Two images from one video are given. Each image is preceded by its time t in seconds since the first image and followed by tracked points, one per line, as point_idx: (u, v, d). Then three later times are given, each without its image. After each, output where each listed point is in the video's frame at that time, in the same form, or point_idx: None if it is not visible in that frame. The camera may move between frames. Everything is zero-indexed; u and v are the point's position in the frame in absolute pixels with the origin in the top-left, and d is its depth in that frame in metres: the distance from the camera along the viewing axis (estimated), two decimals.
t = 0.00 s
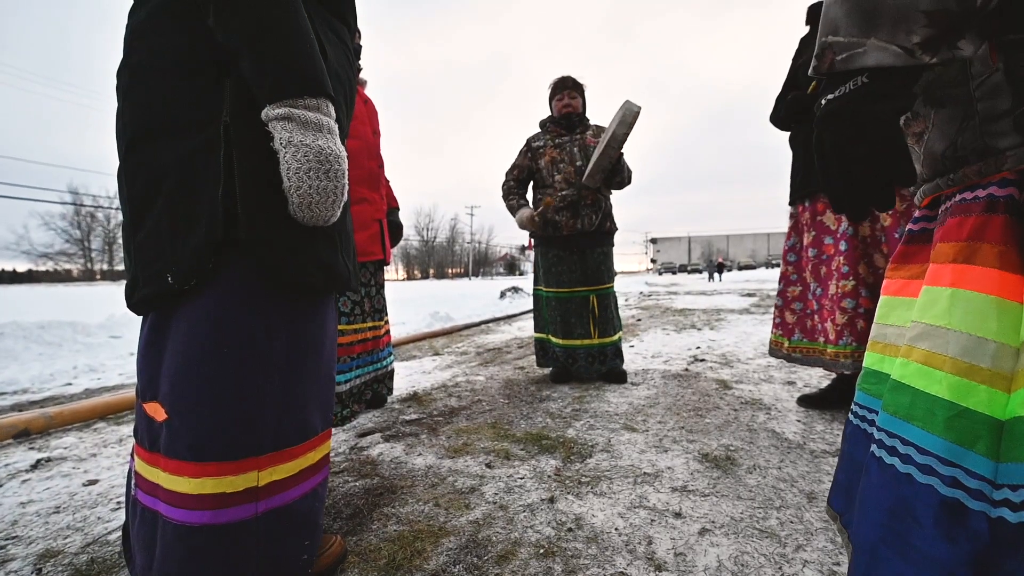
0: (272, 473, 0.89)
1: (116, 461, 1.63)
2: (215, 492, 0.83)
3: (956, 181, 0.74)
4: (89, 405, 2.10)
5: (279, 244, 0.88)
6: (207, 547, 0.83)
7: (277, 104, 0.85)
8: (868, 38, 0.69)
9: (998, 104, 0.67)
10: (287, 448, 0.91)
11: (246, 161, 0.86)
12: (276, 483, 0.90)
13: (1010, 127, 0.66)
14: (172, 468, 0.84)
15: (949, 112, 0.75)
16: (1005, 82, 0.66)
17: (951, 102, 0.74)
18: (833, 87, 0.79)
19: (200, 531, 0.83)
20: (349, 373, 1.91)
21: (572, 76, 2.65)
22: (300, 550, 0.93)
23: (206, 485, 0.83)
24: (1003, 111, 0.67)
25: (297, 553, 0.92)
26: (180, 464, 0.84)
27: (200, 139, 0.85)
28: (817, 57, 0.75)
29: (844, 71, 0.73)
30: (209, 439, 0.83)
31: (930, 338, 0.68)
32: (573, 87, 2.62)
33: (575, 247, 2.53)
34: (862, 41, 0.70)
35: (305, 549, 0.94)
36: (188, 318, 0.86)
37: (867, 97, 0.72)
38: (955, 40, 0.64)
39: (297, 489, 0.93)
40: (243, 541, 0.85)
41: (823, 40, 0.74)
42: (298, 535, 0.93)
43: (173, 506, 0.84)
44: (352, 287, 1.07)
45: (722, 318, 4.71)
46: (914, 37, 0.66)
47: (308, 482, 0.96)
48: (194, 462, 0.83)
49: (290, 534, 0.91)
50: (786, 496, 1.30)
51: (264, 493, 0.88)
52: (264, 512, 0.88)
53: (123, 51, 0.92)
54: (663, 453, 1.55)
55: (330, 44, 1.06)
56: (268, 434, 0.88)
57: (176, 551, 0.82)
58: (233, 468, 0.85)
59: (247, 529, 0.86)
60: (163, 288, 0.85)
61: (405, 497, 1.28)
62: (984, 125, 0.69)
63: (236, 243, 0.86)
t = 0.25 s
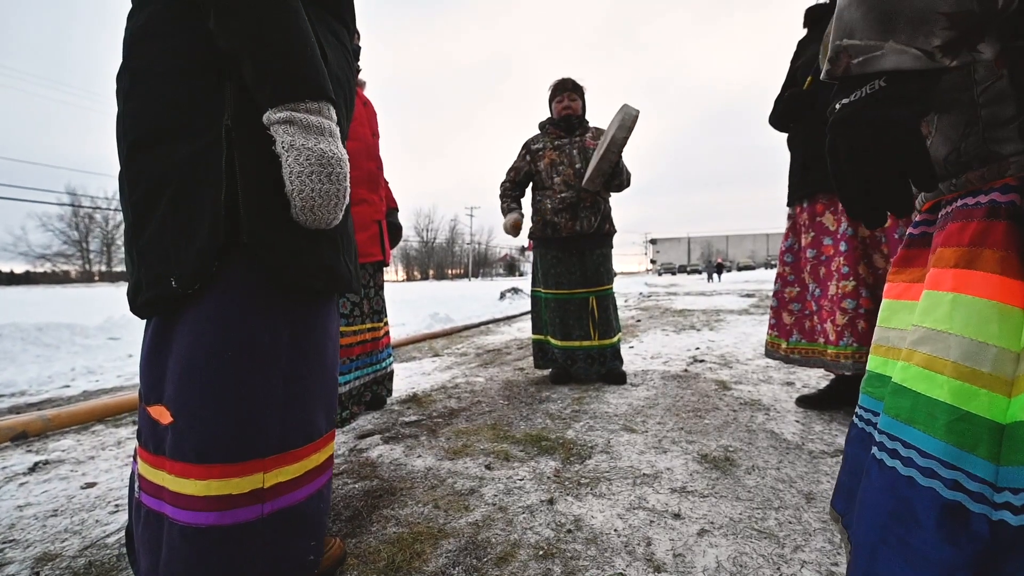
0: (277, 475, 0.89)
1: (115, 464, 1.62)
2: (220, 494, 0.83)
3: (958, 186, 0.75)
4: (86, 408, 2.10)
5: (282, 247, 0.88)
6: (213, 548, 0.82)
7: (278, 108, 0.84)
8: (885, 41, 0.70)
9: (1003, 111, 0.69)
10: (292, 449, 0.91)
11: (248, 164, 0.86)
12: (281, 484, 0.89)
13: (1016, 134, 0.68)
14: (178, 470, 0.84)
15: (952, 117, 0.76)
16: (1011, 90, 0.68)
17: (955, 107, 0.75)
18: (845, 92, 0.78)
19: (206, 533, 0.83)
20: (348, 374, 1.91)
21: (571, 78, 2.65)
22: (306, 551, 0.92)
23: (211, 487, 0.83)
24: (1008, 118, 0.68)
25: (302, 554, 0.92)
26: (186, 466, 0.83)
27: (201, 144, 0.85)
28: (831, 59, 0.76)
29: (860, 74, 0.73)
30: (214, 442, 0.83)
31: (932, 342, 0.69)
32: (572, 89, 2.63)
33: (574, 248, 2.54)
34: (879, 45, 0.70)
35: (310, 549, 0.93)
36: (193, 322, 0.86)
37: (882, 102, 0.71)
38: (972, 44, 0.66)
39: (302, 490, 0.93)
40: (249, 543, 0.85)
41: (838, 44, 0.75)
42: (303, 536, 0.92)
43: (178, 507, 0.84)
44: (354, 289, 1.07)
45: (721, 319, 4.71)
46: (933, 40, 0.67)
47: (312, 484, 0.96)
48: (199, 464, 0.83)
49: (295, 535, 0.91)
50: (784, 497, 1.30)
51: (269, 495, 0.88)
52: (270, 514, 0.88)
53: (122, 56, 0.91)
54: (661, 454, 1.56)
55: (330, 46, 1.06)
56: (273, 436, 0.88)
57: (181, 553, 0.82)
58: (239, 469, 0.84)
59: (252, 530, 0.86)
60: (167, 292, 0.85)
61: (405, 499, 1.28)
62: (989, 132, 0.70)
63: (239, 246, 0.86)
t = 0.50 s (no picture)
0: (280, 477, 0.88)
1: (111, 468, 1.62)
2: (224, 496, 0.83)
3: (958, 185, 0.76)
4: (82, 411, 2.09)
5: (284, 249, 0.87)
6: (218, 551, 0.82)
7: (279, 111, 0.84)
8: (898, 38, 0.69)
9: (1004, 110, 0.68)
10: (294, 452, 0.91)
11: (249, 167, 0.86)
12: (284, 486, 0.89)
13: (1018, 133, 0.67)
14: (183, 474, 0.83)
15: (955, 117, 0.75)
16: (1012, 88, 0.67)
17: (957, 106, 0.74)
18: (857, 91, 0.78)
19: (211, 536, 0.82)
20: (347, 378, 1.90)
21: (570, 80, 2.65)
22: (310, 553, 0.92)
23: (217, 490, 0.82)
24: (1010, 116, 0.68)
25: (306, 556, 0.91)
26: (190, 469, 0.83)
27: (203, 147, 0.84)
28: (841, 59, 0.76)
29: (872, 73, 0.73)
30: (217, 445, 0.83)
31: (936, 341, 0.69)
32: (570, 91, 2.63)
33: (572, 250, 2.54)
34: (892, 42, 0.70)
35: (315, 551, 0.93)
36: (194, 326, 0.85)
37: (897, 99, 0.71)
38: (988, 40, 0.63)
39: (305, 492, 0.93)
40: (254, 545, 0.85)
41: (848, 43, 0.74)
42: (307, 538, 0.92)
43: (183, 511, 0.83)
44: (354, 291, 1.06)
45: (719, 320, 4.72)
46: (948, 37, 0.65)
47: (316, 485, 0.95)
48: (203, 467, 0.82)
49: (299, 537, 0.91)
50: (782, 497, 1.30)
51: (274, 497, 0.88)
52: (274, 515, 0.88)
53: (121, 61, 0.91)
54: (660, 456, 1.56)
55: (328, 48, 1.06)
56: (275, 439, 0.88)
57: (186, 556, 0.82)
58: (243, 472, 0.84)
59: (256, 533, 0.85)
60: (169, 296, 0.84)
61: (403, 502, 1.28)
62: (991, 131, 0.70)
63: (240, 249, 0.85)
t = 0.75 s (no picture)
0: (284, 479, 0.88)
1: (107, 471, 1.61)
2: (230, 499, 0.82)
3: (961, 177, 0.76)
4: (77, 415, 2.08)
5: (284, 252, 0.87)
6: (224, 552, 0.82)
7: (278, 114, 0.83)
8: (907, 30, 0.70)
9: (1008, 100, 0.69)
10: (297, 454, 0.90)
11: (249, 169, 0.85)
12: (288, 488, 0.89)
13: None
14: (190, 476, 0.83)
15: (959, 108, 0.76)
16: (1017, 79, 0.68)
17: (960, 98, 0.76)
18: (861, 85, 0.79)
19: (215, 538, 0.82)
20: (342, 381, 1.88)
21: (568, 81, 2.66)
22: (313, 554, 0.92)
23: (221, 492, 0.82)
24: (1013, 107, 0.69)
25: (310, 556, 0.91)
26: (196, 471, 0.83)
27: (203, 150, 0.84)
28: (848, 51, 0.77)
29: (878, 65, 0.73)
30: (220, 448, 0.82)
31: (945, 336, 0.69)
32: (568, 92, 2.63)
33: (570, 250, 2.54)
34: (899, 33, 0.71)
35: (318, 552, 0.93)
36: (198, 330, 0.85)
37: (903, 91, 0.72)
38: (995, 32, 0.66)
39: (308, 493, 0.93)
40: (259, 546, 0.84)
41: (855, 35, 0.76)
42: (311, 538, 0.92)
43: (189, 513, 0.83)
44: (353, 294, 1.06)
45: (716, 321, 4.72)
46: (956, 28, 0.67)
47: (319, 486, 0.95)
48: (209, 469, 0.82)
49: (302, 538, 0.91)
50: (779, 498, 1.31)
51: (277, 498, 0.87)
52: (278, 517, 0.87)
53: (121, 67, 0.91)
54: (658, 457, 1.56)
55: (327, 51, 1.06)
56: (278, 442, 0.87)
57: (194, 557, 0.81)
58: (248, 474, 0.83)
59: (262, 535, 0.85)
60: (170, 299, 0.83)
61: (401, 504, 1.27)
62: (996, 122, 0.71)
63: (241, 252, 0.85)
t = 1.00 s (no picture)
0: (286, 481, 0.88)
1: (103, 475, 1.60)
2: (233, 501, 0.82)
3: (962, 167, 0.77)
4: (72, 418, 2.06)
5: (282, 255, 0.87)
6: (228, 555, 0.81)
7: (278, 117, 0.83)
8: (906, 19, 0.70)
9: (1010, 89, 0.70)
10: (298, 456, 0.90)
11: (248, 172, 0.85)
12: (290, 490, 0.88)
13: None
14: (192, 478, 0.83)
15: (961, 98, 0.78)
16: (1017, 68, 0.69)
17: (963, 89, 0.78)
18: (861, 75, 0.79)
19: (219, 540, 0.81)
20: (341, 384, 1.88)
21: (566, 82, 2.66)
22: (314, 555, 0.91)
23: (224, 494, 0.81)
24: (1014, 96, 0.70)
25: (311, 558, 0.91)
26: (199, 474, 0.82)
27: (202, 152, 0.83)
28: (848, 42, 0.77)
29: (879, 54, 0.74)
30: (221, 452, 0.82)
31: (959, 330, 0.69)
32: (566, 93, 2.64)
33: (568, 251, 2.54)
34: (899, 23, 0.71)
35: (319, 554, 0.92)
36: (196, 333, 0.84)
37: (904, 81, 0.73)
38: (994, 20, 0.66)
39: (310, 495, 0.92)
40: (261, 548, 0.84)
41: (854, 24, 0.75)
42: (312, 541, 0.92)
43: (191, 516, 0.83)
44: (349, 296, 1.06)
45: (713, 322, 4.73)
46: (956, 17, 0.67)
47: (319, 488, 0.95)
48: (212, 472, 0.82)
49: (303, 540, 0.90)
50: (776, 498, 1.31)
51: (280, 501, 0.87)
52: (281, 519, 0.87)
53: (117, 69, 0.90)
54: (656, 457, 1.56)
55: (325, 54, 1.06)
56: (278, 445, 0.87)
57: (198, 559, 0.81)
58: (251, 477, 0.83)
59: (264, 538, 0.84)
60: (167, 303, 0.82)
61: (399, 507, 1.27)
62: (996, 111, 0.72)
63: (240, 255, 0.84)
